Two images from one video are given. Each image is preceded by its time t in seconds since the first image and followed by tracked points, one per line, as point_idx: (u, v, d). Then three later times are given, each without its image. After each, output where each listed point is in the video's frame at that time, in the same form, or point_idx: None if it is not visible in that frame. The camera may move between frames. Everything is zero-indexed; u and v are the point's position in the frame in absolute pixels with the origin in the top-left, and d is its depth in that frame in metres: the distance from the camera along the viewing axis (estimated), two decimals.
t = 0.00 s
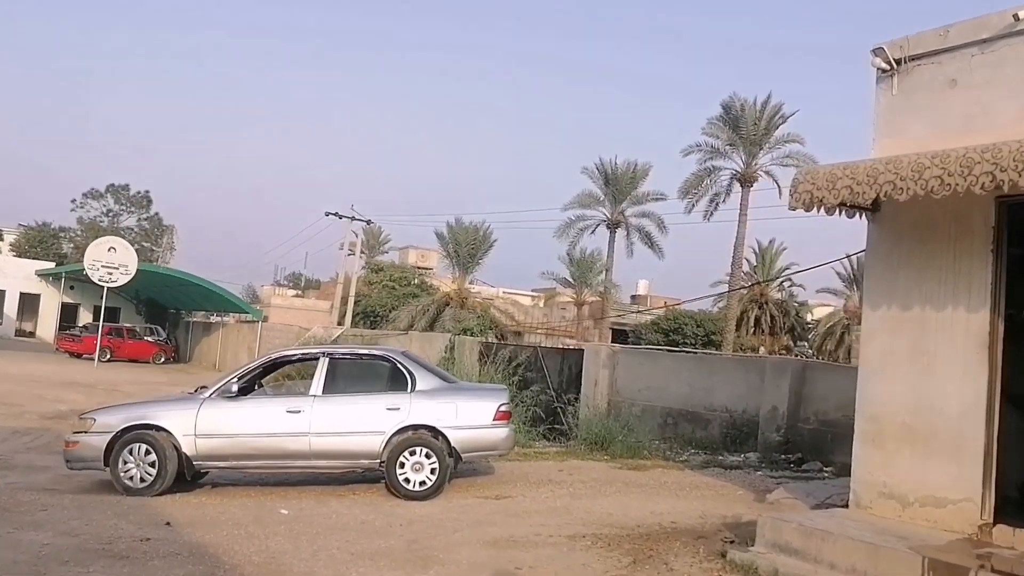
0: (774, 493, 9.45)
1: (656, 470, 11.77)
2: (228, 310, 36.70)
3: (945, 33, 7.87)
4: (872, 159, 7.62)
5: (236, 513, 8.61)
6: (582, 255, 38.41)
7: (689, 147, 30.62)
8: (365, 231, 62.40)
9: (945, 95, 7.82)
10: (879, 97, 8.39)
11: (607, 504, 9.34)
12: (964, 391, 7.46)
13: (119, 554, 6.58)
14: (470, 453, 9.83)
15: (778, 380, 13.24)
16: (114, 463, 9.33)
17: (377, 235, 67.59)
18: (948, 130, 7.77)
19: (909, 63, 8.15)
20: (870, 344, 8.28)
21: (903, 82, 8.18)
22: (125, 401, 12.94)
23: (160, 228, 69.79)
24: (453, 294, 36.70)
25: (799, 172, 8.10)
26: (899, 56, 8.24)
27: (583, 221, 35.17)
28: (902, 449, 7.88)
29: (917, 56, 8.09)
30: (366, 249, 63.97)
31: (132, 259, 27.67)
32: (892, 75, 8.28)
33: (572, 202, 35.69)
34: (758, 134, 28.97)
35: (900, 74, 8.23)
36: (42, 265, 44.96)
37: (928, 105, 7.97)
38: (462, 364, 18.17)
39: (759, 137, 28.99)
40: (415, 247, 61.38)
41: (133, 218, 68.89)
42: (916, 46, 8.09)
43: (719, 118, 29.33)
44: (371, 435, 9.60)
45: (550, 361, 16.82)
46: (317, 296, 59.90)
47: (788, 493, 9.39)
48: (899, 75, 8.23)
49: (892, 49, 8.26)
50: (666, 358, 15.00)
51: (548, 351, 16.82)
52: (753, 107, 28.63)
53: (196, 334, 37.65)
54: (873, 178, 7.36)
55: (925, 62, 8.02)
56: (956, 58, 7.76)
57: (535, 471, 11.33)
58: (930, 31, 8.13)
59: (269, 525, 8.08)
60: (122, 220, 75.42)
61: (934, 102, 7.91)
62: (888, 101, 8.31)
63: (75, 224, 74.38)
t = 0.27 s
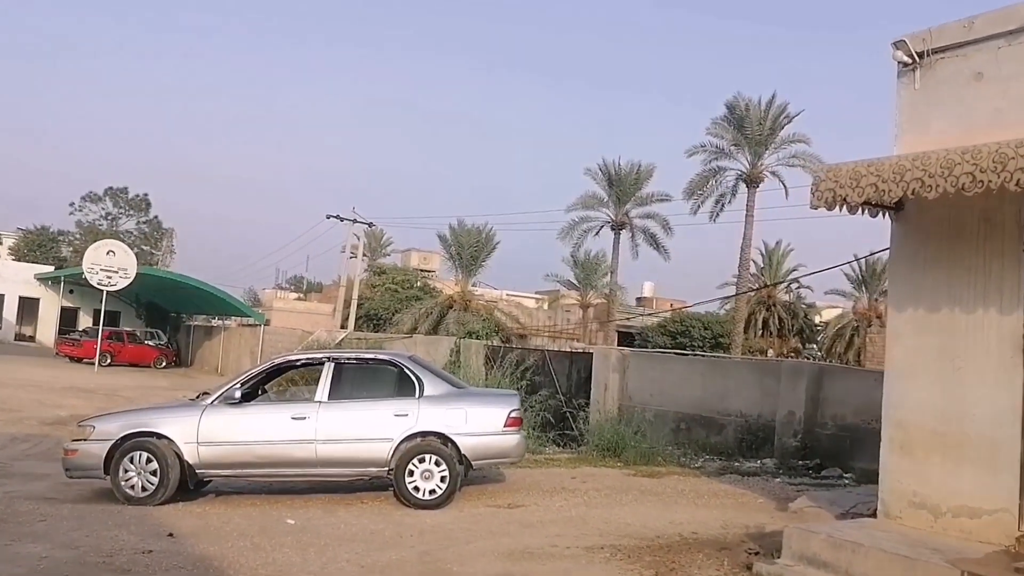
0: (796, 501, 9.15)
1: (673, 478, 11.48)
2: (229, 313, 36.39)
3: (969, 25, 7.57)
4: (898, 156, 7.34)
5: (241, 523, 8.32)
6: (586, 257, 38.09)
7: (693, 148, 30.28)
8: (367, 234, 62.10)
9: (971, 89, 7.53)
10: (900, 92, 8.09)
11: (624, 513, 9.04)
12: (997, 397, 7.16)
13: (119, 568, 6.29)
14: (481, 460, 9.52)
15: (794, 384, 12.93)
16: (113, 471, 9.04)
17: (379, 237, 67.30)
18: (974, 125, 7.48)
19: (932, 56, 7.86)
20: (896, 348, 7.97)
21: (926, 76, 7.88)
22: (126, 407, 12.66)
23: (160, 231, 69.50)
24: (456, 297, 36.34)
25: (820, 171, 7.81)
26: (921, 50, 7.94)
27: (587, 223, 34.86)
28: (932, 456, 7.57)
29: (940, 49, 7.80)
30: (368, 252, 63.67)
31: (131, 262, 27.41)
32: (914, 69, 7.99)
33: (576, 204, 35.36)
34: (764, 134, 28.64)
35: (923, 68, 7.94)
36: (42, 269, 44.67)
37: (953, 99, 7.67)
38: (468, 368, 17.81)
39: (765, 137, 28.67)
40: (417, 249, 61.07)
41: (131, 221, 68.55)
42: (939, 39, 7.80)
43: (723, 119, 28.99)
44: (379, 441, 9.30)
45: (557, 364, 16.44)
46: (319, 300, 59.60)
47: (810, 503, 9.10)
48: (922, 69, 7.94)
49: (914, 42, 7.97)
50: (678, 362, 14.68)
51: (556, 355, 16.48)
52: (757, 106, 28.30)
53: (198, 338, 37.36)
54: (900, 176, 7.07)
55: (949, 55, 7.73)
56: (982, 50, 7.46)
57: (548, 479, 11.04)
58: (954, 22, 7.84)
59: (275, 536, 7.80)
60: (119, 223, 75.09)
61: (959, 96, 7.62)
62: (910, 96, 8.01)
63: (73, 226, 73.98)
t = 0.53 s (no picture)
0: (826, 512, 8.79)
1: (695, 486, 11.15)
2: (233, 316, 36.10)
3: (1004, 11, 7.23)
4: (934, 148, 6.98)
5: (250, 533, 7.99)
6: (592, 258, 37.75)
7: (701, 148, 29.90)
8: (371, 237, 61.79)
9: (1007, 79, 7.19)
10: (929, 83, 7.75)
11: (647, 524, 8.69)
12: None
13: None
14: (497, 468, 9.17)
15: (815, 388, 12.65)
16: (118, 479, 8.71)
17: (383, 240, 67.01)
18: (1011, 116, 7.13)
19: (964, 45, 7.52)
20: (930, 351, 7.62)
21: (958, 66, 7.54)
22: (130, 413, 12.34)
23: (163, 234, 69.22)
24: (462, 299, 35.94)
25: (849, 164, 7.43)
26: (952, 38, 7.60)
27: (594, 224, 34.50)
28: (973, 464, 7.21)
29: (972, 37, 7.46)
30: (372, 255, 63.36)
31: (135, 265, 27.13)
32: (945, 59, 7.64)
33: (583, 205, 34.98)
34: (772, 133, 28.24)
35: (954, 57, 7.59)
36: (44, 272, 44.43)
37: (987, 89, 7.33)
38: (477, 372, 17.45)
39: (773, 136, 28.27)
40: (422, 251, 60.73)
41: (134, 224, 68.29)
42: (972, 26, 7.46)
43: (731, 118, 28.60)
44: (392, 449, 8.96)
45: (570, 368, 16.09)
46: (323, 303, 59.30)
47: (840, 514, 8.75)
48: (953, 59, 7.59)
49: (944, 30, 7.63)
50: (693, 366, 14.33)
51: (568, 359, 16.11)
52: (765, 105, 27.91)
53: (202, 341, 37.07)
54: (938, 168, 6.72)
55: (982, 43, 7.39)
56: (1018, 38, 7.12)
57: (565, 487, 10.69)
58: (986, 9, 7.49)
59: (285, 547, 7.47)
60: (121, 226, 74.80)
61: (993, 86, 7.28)
62: (940, 87, 7.66)
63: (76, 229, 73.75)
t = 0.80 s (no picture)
0: (872, 525, 8.42)
1: (729, 495, 10.79)
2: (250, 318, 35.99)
3: None
4: (990, 141, 6.60)
5: (271, 544, 7.72)
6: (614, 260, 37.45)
7: (724, 146, 29.44)
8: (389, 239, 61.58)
9: None
10: (981, 73, 7.36)
11: (683, 536, 8.36)
12: None
13: None
14: (526, 477, 8.84)
15: (851, 392, 12.25)
16: (135, 488, 8.45)
17: (401, 242, 66.85)
18: None
19: (1018, 34, 7.14)
20: (983, 354, 7.22)
21: (1012, 56, 7.15)
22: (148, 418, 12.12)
23: (180, 236, 69.35)
24: (482, 301, 35.61)
25: (898, 159, 7.05)
26: (1005, 27, 7.22)
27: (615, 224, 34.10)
28: None
29: None
30: (391, 256, 63.17)
31: (151, 267, 27.07)
32: (998, 48, 7.25)
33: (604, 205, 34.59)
34: (797, 132, 27.77)
35: (1008, 47, 7.20)
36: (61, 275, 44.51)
37: None
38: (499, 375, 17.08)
39: (798, 134, 27.80)
40: (440, 253, 60.47)
41: (150, 226, 68.43)
42: None
43: (754, 116, 28.14)
44: (416, 457, 8.65)
45: (596, 372, 15.72)
46: (341, 305, 59.18)
47: (886, 525, 8.38)
48: (1006, 48, 7.21)
49: (997, 18, 7.25)
50: (724, 368, 13.93)
51: (594, 362, 15.75)
52: (790, 103, 27.44)
53: (220, 344, 37.01)
54: (997, 163, 6.35)
55: None
56: None
57: (595, 496, 10.37)
58: None
59: (308, 559, 7.20)
60: (137, 228, 75.00)
61: None
62: (993, 77, 7.28)
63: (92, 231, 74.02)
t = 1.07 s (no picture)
0: (942, 538, 7.93)
1: (783, 504, 10.30)
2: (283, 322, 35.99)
3: None
4: None
5: (310, 556, 7.42)
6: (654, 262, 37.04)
7: (767, 144, 28.82)
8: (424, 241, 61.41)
9: None
10: None
11: (740, 549, 7.94)
12: None
13: None
14: (574, 485, 8.46)
15: (912, 396, 11.68)
16: (171, 497, 8.23)
17: (435, 243, 66.62)
18: None
19: None
20: None
21: None
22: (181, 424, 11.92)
23: (213, 239, 69.78)
24: (519, 303, 35.22)
25: (974, 149, 6.56)
26: None
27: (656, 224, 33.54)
28: None
29: None
30: (426, 258, 63.01)
31: (182, 270, 27.10)
32: None
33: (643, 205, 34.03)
34: (844, 128, 27.06)
35: None
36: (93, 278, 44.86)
37: None
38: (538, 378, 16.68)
39: (845, 130, 27.09)
40: (475, 254, 60.15)
41: (182, 229, 68.94)
42: None
43: (799, 111, 27.50)
44: (459, 464, 8.32)
45: (639, 376, 15.21)
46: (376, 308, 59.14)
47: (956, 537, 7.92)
48: None
49: None
50: (775, 372, 13.40)
51: (637, 365, 15.24)
52: (836, 98, 26.79)
53: (253, 348, 37.08)
54: None
55: None
56: None
57: (642, 505, 9.96)
58: None
59: (348, 572, 6.90)
60: (169, 231, 75.55)
61: None
62: None
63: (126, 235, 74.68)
